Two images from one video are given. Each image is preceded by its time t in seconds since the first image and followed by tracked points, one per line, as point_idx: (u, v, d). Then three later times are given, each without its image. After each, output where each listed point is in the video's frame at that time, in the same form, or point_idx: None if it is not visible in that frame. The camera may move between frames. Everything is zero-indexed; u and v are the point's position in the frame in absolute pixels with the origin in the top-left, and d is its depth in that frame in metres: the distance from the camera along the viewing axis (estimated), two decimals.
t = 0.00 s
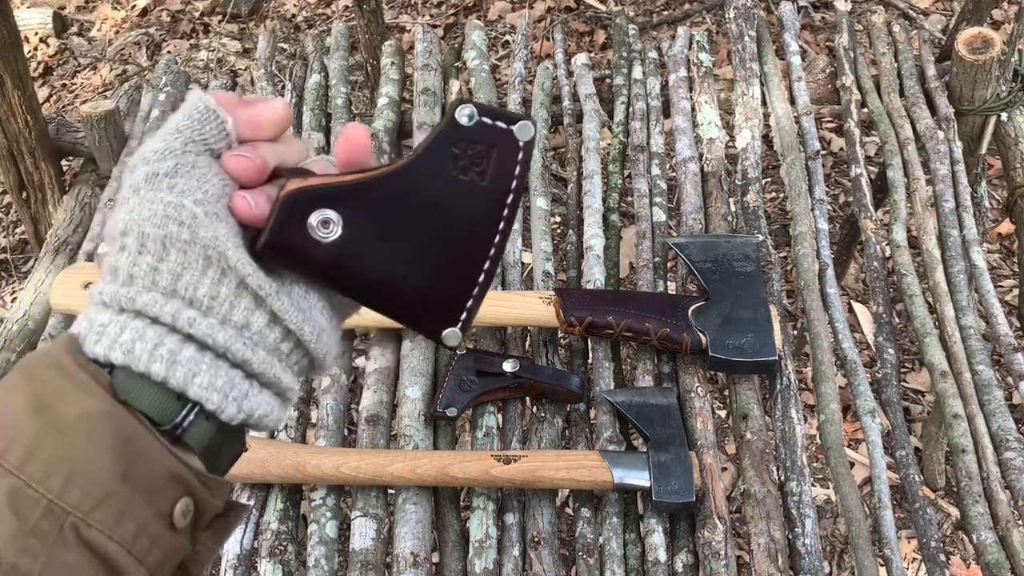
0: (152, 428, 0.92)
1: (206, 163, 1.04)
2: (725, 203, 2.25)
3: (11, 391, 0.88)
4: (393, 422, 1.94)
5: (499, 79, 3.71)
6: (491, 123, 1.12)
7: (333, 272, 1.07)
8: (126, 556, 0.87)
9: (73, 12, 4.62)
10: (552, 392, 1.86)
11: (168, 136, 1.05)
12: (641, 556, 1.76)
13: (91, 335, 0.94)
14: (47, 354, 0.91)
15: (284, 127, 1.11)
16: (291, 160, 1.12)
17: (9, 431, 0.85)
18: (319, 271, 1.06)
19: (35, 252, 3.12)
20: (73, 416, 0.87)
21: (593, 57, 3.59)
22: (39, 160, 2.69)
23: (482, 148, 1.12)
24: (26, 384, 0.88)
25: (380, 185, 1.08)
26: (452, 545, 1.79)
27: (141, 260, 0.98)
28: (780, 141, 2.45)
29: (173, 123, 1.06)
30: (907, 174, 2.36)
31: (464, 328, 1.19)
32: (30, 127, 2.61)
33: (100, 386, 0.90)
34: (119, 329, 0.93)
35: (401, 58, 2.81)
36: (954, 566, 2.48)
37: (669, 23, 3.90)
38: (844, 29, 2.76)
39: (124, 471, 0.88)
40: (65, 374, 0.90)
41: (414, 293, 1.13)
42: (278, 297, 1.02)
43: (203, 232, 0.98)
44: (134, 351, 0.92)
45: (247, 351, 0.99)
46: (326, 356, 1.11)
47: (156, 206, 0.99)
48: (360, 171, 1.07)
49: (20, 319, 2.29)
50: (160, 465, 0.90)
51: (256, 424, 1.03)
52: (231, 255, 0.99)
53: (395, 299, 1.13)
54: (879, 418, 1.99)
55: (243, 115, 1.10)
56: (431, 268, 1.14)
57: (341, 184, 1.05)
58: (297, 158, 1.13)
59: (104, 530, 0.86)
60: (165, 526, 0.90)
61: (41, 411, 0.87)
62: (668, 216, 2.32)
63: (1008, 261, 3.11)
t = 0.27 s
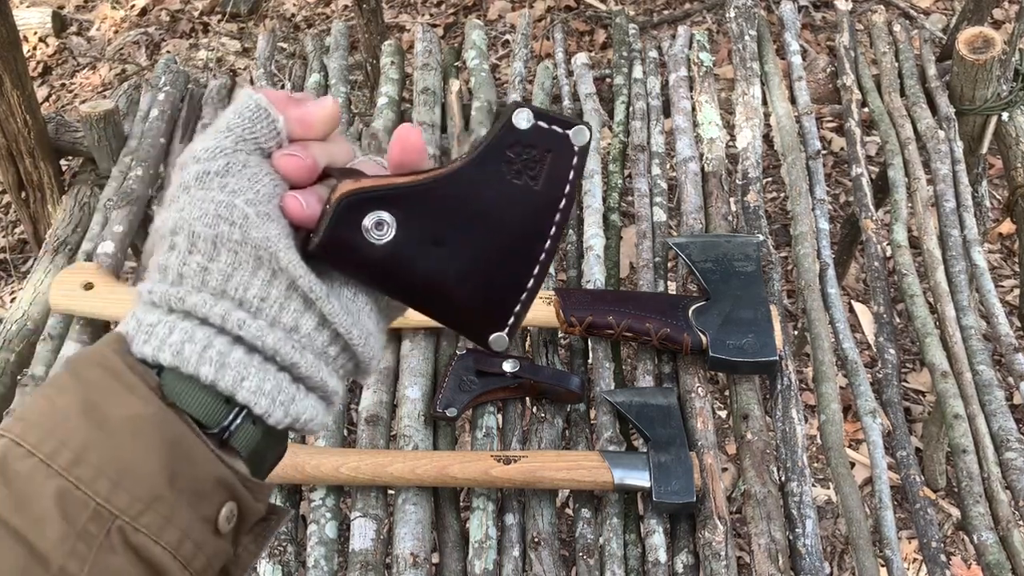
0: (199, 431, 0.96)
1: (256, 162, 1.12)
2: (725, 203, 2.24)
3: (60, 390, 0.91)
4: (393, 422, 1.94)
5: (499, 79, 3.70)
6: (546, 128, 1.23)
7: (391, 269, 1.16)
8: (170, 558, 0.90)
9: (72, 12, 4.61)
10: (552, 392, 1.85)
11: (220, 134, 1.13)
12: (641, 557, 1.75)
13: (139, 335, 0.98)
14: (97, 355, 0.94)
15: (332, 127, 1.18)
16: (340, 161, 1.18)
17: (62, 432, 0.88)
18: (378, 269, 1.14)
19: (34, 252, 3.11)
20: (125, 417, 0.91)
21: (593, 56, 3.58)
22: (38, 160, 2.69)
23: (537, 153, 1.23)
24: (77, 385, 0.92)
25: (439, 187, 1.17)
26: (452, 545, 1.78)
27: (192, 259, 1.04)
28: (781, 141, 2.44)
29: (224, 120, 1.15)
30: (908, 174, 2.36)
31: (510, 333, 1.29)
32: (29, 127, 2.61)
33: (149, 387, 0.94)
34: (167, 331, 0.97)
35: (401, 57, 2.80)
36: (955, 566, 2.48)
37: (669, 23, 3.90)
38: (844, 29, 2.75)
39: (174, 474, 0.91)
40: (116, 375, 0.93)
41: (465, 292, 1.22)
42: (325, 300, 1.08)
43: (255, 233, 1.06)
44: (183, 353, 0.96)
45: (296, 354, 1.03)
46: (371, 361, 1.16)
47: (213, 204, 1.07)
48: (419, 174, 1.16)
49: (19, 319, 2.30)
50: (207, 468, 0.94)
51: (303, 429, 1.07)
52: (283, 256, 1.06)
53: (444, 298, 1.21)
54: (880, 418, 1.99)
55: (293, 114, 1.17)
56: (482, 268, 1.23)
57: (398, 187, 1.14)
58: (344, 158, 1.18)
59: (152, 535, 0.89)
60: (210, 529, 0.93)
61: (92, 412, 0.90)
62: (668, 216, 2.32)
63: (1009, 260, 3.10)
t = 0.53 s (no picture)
0: (202, 434, 1.04)
1: (259, 163, 1.19)
2: (725, 203, 2.24)
3: (65, 392, 0.98)
4: (392, 422, 1.93)
5: (499, 79, 3.69)
6: (556, 135, 1.28)
7: (399, 273, 1.24)
8: (169, 556, 0.97)
9: (72, 11, 4.61)
10: (552, 392, 1.85)
11: (226, 135, 1.19)
12: (641, 557, 1.75)
13: (146, 337, 1.04)
14: (101, 358, 1.02)
15: (339, 128, 1.21)
16: (346, 163, 1.23)
17: (72, 434, 0.95)
18: (386, 274, 1.22)
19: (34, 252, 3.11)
20: (131, 421, 0.99)
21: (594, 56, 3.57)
22: (38, 160, 2.69)
23: (544, 159, 1.28)
24: (83, 389, 0.99)
25: (449, 193, 1.23)
26: (451, 546, 1.78)
27: (201, 261, 1.11)
28: (781, 141, 2.44)
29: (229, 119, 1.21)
30: (908, 174, 2.36)
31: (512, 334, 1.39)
32: (28, 127, 2.60)
33: (154, 391, 1.03)
34: (173, 333, 1.04)
35: (401, 57, 2.80)
36: (956, 567, 2.48)
37: (669, 23, 3.89)
38: (844, 29, 2.75)
39: (178, 476, 1.00)
40: (121, 380, 1.01)
41: (468, 293, 1.31)
42: (330, 303, 1.15)
43: (260, 236, 1.13)
44: (189, 355, 1.02)
45: (301, 357, 1.10)
46: (374, 363, 1.23)
47: (220, 207, 1.14)
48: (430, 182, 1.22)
49: (19, 319, 2.30)
50: (208, 470, 1.03)
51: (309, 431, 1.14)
52: (288, 259, 1.13)
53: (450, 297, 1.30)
54: (880, 419, 1.98)
55: (300, 116, 1.21)
56: (485, 271, 1.32)
57: (410, 194, 1.21)
58: (350, 160, 1.24)
59: (155, 536, 0.97)
60: (208, 527, 1.02)
61: (100, 415, 0.98)
62: (668, 216, 2.31)
63: (1009, 260, 3.10)
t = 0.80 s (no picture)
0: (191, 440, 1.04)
1: (254, 169, 1.19)
2: (725, 203, 2.24)
3: (55, 398, 0.99)
4: (392, 422, 1.93)
5: (499, 79, 3.69)
6: (551, 143, 1.29)
7: (396, 279, 1.25)
8: (157, 563, 0.97)
9: (72, 11, 4.61)
10: (552, 392, 1.85)
11: (220, 138, 1.19)
12: (641, 557, 1.75)
13: (136, 342, 1.04)
14: (91, 365, 1.02)
15: (331, 132, 1.22)
16: (338, 167, 1.24)
17: (60, 439, 0.96)
18: (382, 279, 1.23)
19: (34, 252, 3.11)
20: (118, 428, 0.99)
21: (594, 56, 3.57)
22: (38, 160, 2.69)
23: (538, 168, 1.30)
24: (71, 396, 0.99)
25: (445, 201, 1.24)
26: (452, 546, 1.78)
27: (191, 265, 1.11)
28: (781, 141, 2.44)
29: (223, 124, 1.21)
30: (908, 174, 2.36)
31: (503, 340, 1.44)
32: (28, 127, 2.61)
33: (144, 396, 1.03)
34: (164, 338, 1.03)
35: (401, 57, 2.80)
36: (956, 567, 2.48)
37: (669, 23, 3.89)
38: (844, 29, 2.75)
39: (168, 482, 1.00)
40: (110, 387, 1.01)
41: (465, 298, 1.34)
42: (322, 309, 1.14)
43: (254, 241, 1.13)
44: (179, 361, 1.02)
45: (292, 363, 1.09)
46: (365, 369, 1.22)
47: (212, 213, 1.14)
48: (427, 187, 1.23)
49: (19, 319, 2.30)
50: (199, 476, 1.03)
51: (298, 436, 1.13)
52: (282, 265, 1.13)
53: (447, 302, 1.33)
54: (880, 419, 1.98)
55: (294, 121, 1.22)
56: (479, 275, 1.34)
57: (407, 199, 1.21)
58: (342, 164, 1.25)
59: (144, 542, 0.97)
60: (198, 533, 1.02)
61: (88, 421, 0.98)
62: (668, 216, 2.31)
63: (1009, 260, 3.10)
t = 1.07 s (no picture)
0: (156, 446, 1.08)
1: (269, 179, 1.18)
2: (726, 203, 2.24)
3: (19, 400, 0.99)
4: (392, 422, 1.94)
5: (499, 79, 3.69)
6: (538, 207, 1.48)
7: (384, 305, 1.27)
8: (120, 560, 1.02)
9: (72, 11, 4.61)
10: (552, 392, 1.85)
11: (249, 142, 1.16)
12: (641, 557, 1.75)
13: (107, 341, 1.05)
14: (54, 358, 1.02)
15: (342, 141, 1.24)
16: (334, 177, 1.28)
17: (28, 446, 0.97)
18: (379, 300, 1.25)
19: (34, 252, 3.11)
20: (90, 433, 1.01)
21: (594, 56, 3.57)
22: (38, 160, 2.69)
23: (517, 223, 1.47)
24: (39, 397, 1.00)
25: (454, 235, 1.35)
26: (451, 546, 1.78)
27: (184, 266, 1.11)
28: (781, 141, 2.44)
29: (252, 121, 1.17)
30: (908, 174, 2.36)
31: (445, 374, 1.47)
32: (28, 127, 2.61)
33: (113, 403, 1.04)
34: (140, 344, 1.05)
35: (401, 57, 2.80)
36: (955, 567, 2.48)
37: (669, 23, 3.89)
38: (844, 29, 2.75)
39: (134, 487, 1.04)
40: (76, 387, 1.01)
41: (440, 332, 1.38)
42: (294, 327, 1.22)
43: (255, 258, 1.17)
44: (158, 372, 1.05)
45: (255, 377, 1.17)
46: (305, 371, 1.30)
47: (218, 221, 1.14)
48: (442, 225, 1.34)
49: (20, 318, 2.27)
50: (164, 476, 1.08)
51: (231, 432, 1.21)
52: (275, 285, 1.18)
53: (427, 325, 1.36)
54: (880, 418, 1.99)
55: (315, 131, 1.21)
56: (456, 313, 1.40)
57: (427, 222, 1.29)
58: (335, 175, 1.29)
59: (108, 543, 1.01)
60: (155, 527, 1.08)
61: (59, 426, 0.99)
62: (668, 216, 2.31)
63: (1009, 260, 3.10)
